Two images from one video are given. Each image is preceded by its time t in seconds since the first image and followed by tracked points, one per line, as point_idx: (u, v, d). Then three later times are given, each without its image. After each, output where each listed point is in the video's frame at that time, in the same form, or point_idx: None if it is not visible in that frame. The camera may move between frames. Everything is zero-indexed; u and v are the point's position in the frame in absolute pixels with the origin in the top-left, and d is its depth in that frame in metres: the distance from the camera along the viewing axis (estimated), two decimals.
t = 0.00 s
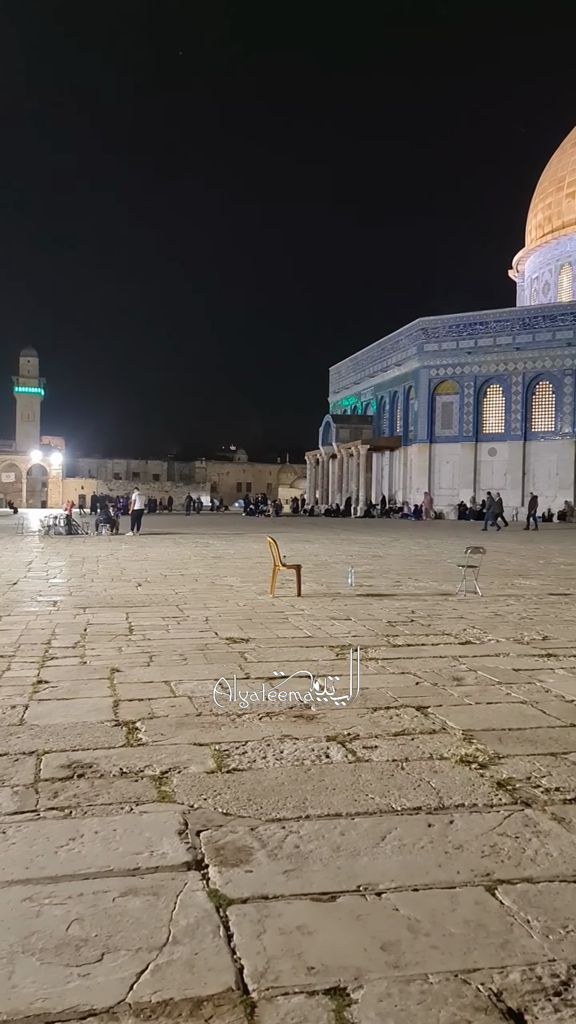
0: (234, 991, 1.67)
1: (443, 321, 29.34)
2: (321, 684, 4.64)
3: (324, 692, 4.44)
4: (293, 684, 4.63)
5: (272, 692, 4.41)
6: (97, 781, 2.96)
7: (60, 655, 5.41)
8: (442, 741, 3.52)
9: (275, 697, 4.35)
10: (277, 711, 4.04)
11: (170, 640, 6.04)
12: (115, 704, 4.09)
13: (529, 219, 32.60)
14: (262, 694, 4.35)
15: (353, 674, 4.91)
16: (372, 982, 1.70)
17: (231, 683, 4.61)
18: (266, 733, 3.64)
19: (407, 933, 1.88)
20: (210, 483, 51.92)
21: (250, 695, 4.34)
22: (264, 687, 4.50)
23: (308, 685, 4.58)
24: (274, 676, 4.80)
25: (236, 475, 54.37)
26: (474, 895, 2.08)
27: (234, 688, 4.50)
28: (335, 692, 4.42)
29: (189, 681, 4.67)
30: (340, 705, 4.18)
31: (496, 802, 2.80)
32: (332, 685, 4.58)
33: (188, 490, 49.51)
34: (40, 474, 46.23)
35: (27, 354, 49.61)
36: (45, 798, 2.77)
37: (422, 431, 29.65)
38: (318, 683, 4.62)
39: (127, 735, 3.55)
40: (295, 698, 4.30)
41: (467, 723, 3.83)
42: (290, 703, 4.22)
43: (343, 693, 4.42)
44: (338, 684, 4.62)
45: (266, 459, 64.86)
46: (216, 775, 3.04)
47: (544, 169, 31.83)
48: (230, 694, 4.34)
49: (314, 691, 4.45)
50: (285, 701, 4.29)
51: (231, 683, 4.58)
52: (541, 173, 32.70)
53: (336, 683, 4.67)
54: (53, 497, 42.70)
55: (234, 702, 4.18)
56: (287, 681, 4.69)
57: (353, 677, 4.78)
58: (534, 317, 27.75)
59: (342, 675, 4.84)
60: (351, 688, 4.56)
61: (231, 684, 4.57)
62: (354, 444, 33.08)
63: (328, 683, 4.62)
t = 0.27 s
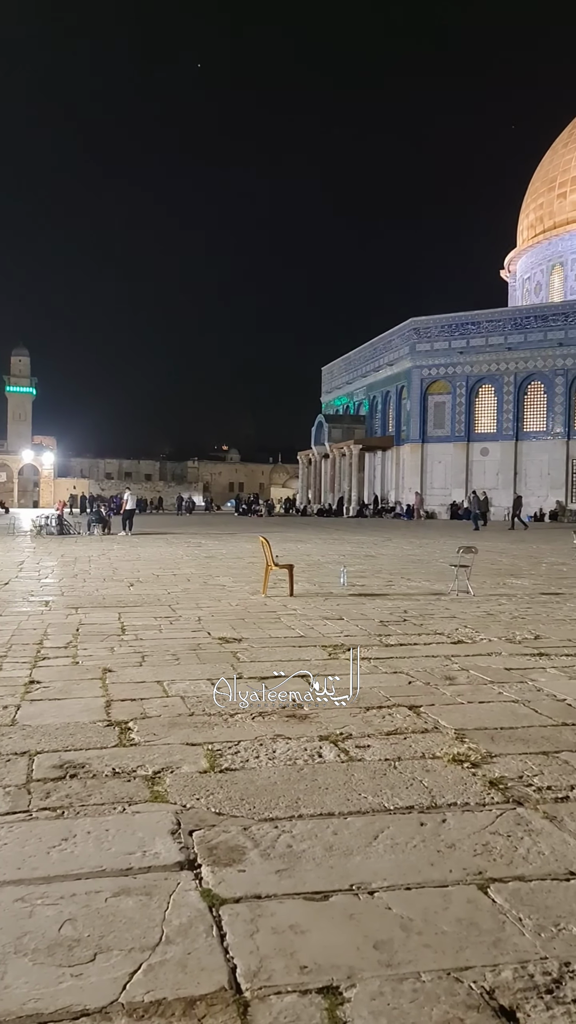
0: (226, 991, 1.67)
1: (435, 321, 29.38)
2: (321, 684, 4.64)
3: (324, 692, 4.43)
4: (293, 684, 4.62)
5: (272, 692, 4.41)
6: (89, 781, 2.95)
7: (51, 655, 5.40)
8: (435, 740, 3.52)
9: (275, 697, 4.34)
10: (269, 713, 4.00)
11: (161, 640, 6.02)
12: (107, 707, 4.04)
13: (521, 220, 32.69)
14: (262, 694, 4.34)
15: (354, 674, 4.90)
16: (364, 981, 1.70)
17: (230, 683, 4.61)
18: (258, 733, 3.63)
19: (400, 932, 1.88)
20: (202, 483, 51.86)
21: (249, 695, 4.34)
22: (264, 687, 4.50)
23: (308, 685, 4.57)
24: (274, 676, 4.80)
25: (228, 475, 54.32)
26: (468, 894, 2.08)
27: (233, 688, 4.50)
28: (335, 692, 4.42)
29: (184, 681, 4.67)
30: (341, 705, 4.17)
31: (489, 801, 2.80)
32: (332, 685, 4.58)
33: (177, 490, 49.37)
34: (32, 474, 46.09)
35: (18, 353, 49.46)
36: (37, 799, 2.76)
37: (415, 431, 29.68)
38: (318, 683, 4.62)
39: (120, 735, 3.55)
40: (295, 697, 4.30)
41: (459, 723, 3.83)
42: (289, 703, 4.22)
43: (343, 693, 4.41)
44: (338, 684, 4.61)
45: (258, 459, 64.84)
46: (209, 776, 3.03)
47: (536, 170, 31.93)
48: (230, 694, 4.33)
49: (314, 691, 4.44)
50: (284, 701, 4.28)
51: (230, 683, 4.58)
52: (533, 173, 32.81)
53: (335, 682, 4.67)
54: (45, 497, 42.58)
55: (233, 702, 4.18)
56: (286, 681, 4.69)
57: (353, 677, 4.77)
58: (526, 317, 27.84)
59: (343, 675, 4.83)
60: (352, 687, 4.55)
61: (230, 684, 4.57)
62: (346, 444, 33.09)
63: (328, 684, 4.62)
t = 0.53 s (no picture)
0: (222, 990, 1.67)
1: (429, 321, 29.43)
2: (321, 684, 4.64)
3: (324, 692, 4.43)
4: (292, 684, 4.62)
5: (273, 692, 4.41)
6: (84, 781, 2.95)
7: (45, 656, 5.38)
8: (429, 741, 3.52)
9: (275, 697, 4.34)
10: (263, 713, 3.99)
11: (156, 640, 6.01)
12: (101, 708, 4.03)
13: (514, 220, 32.74)
14: (261, 694, 4.34)
15: (354, 673, 4.90)
16: (360, 980, 1.70)
17: (230, 683, 4.61)
18: (253, 732, 3.64)
19: (394, 931, 1.89)
20: (196, 483, 51.79)
21: (250, 695, 4.34)
22: (264, 688, 4.50)
23: (308, 685, 4.58)
24: (274, 676, 4.80)
25: (222, 475, 54.27)
26: (462, 893, 2.09)
27: (233, 688, 4.50)
28: (335, 692, 4.42)
29: (181, 680, 4.67)
30: (341, 704, 4.17)
31: (483, 800, 2.81)
32: (332, 685, 4.58)
33: (170, 490, 49.25)
34: (26, 474, 45.95)
35: (12, 353, 49.31)
36: (31, 799, 2.76)
37: (409, 431, 29.70)
38: (318, 683, 4.62)
39: (115, 735, 3.54)
40: (294, 698, 4.30)
41: (453, 722, 3.83)
42: (286, 703, 4.22)
43: (343, 693, 4.41)
44: (338, 684, 4.62)
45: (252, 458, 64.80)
46: (203, 776, 3.03)
47: (529, 170, 31.98)
48: (229, 694, 4.34)
49: (313, 691, 4.44)
50: (283, 701, 4.28)
51: (230, 683, 4.58)
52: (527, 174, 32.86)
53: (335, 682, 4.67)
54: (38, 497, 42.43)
55: (233, 702, 4.18)
56: (286, 681, 4.69)
57: (353, 677, 4.78)
58: (520, 317, 27.91)
59: (343, 675, 4.84)
60: (352, 687, 4.55)
61: (230, 684, 4.57)
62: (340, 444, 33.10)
63: (328, 684, 4.62)
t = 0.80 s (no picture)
0: (219, 989, 1.67)
1: (424, 321, 29.46)
2: (321, 684, 4.65)
3: (324, 692, 4.44)
4: (292, 684, 4.63)
5: (273, 692, 4.42)
6: (80, 781, 2.95)
7: (41, 656, 5.37)
8: (424, 740, 3.53)
9: (275, 697, 4.35)
10: (259, 714, 3.99)
11: (151, 640, 6.01)
12: (96, 708, 4.02)
13: (509, 220, 32.78)
14: (261, 694, 4.35)
15: (354, 674, 4.91)
16: (357, 978, 1.71)
17: (230, 683, 4.61)
18: (248, 733, 3.63)
19: (391, 930, 1.89)
20: (191, 483, 51.70)
21: (250, 695, 4.35)
22: (263, 688, 4.51)
23: (308, 685, 4.58)
24: (274, 676, 4.81)
25: (217, 475, 54.27)
26: (458, 892, 2.09)
27: (233, 688, 4.50)
28: (334, 692, 4.43)
29: (178, 680, 4.67)
30: (341, 705, 4.17)
31: (478, 799, 2.82)
32: (332, 685, 4.58)
33: (165, 490, 49.15)
34: (20, 474, 45.84)
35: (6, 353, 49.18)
36: (27, 799, 2.75)
37: (404, 431, 29.72)
38: (318, 683, 4.62)
39: (111, 737, 3.52)
40: (294, 698, 4.30)
41: (448, 723, 3.84)
42: (286, 703, 4.23)
43: (343, 693, 4.41)
44: (338, 684, 4.62)
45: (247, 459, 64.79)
46: (200, 776, 3.03)
47: (524, 171, 32.01)
48: (229, 694, 4.34)
49: (314, 691, 4.45)
50: (283, 701, 4.28)
51: (230, 683, 4.58)
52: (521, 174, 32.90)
53: (335, 682, 4.67)
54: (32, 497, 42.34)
55: (233, 702, 4.19)
56: (286, 681, 4.70)
57: (353, 677, 4.78)
58: (515, 318, 27.97)
59: (342, 675, 4.84)
60: (352, 687, 4.56)
61: (230, 684, 4.58)
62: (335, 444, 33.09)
63: (328, 684, 4.63)
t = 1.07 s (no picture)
0: (215, 990, 1.67)
1: (418, 322, 29.50)
2: (321, 684, 4.67)
3: (324, 692, 4.46)
4: (291, 684, 4.65)
5: (273, 692, 4.44)
6: (75, 782, 2.95)
7: (35, 656, 5.38)
8: (419, 740, 3.54)
9: (275, 697, 4.37)
10: (254, 714, 3.98)
11: (147, 640, 6.02)
12: (92, 708, 4.02)
13: (503, 222, 32.86)
14: (261, 694, 4.37)
15: (354, 674, 4.93)
16: (352, 979, 1.71)
17: (230, 683, 4.63)
18: (243, 733, 3.63)
19: (386, 930, 1.89)
20: (185, 484, 51.63)
21: (250, 695, 4.36)
22: (263, 688, 4.53)
23: (307, 685, 4.60)
24: (273, 676, 4.83)
25: (211, 475, 54.32)
26: (453, 893, 2.09)
27: (233, 688, 4.52)
28: (334, 692, 4.44)
29: (177, 680, 4.69)
30: (341, 705, 4.19)
31: (473, 799, 2.83)
32: (332, 685, 4.60)
33: (158, 491, 49.12)
34: (14, 475, 45.68)
35: None
36: (23, 800, 2.75)
37: (398, 432, 29.75)
38: (318, 683, 4.64)
39: (105, 738, 3.52)
40: (294, 698, 4.32)
41: (443, 723, 3.85)
42: (287, 703, 4.24)
43: (343, 693, 4.43)
44: (338, 684, 4.64)
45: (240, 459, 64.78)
46: (195, 777, 3.03)
47: (518, 172, 32.09)
48: (230, 694, 4.36)
49: (314, 691, 4.47)
50: (282, 701, 4.30)
51: (230, 683, 4.60)
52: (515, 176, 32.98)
53: (335, 682, 4.69)
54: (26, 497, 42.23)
55: (234, 702, 4.20)
56: (285, 681, 4.72)
57: (352, 677, 4.80)
58: (508, 319, 28.04)
59: (342, 675, 4.86)
60: (352, 687, 4.58)
61: (230, 684, 4.60)
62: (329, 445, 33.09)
63: (328, 684, 4.65)
